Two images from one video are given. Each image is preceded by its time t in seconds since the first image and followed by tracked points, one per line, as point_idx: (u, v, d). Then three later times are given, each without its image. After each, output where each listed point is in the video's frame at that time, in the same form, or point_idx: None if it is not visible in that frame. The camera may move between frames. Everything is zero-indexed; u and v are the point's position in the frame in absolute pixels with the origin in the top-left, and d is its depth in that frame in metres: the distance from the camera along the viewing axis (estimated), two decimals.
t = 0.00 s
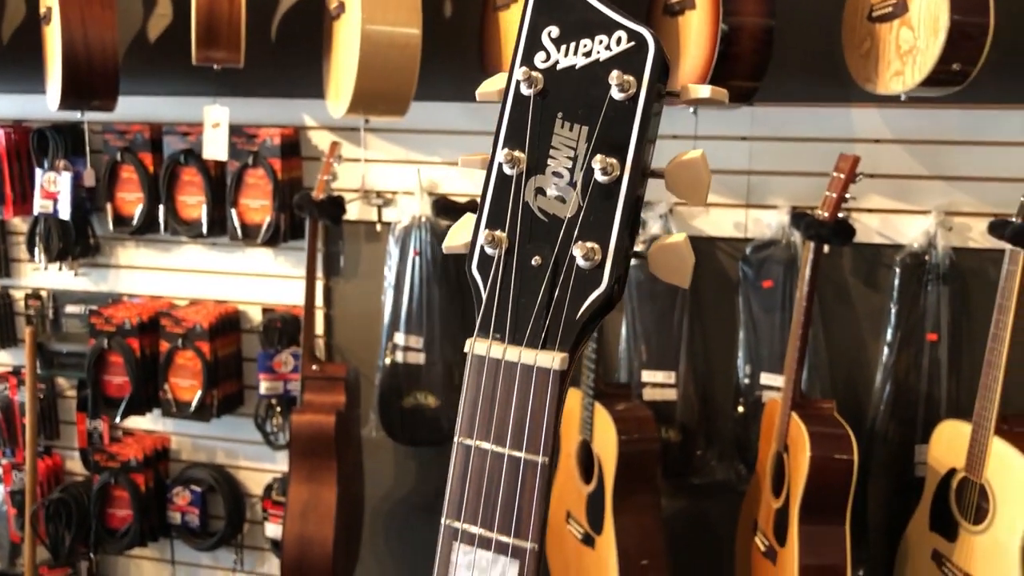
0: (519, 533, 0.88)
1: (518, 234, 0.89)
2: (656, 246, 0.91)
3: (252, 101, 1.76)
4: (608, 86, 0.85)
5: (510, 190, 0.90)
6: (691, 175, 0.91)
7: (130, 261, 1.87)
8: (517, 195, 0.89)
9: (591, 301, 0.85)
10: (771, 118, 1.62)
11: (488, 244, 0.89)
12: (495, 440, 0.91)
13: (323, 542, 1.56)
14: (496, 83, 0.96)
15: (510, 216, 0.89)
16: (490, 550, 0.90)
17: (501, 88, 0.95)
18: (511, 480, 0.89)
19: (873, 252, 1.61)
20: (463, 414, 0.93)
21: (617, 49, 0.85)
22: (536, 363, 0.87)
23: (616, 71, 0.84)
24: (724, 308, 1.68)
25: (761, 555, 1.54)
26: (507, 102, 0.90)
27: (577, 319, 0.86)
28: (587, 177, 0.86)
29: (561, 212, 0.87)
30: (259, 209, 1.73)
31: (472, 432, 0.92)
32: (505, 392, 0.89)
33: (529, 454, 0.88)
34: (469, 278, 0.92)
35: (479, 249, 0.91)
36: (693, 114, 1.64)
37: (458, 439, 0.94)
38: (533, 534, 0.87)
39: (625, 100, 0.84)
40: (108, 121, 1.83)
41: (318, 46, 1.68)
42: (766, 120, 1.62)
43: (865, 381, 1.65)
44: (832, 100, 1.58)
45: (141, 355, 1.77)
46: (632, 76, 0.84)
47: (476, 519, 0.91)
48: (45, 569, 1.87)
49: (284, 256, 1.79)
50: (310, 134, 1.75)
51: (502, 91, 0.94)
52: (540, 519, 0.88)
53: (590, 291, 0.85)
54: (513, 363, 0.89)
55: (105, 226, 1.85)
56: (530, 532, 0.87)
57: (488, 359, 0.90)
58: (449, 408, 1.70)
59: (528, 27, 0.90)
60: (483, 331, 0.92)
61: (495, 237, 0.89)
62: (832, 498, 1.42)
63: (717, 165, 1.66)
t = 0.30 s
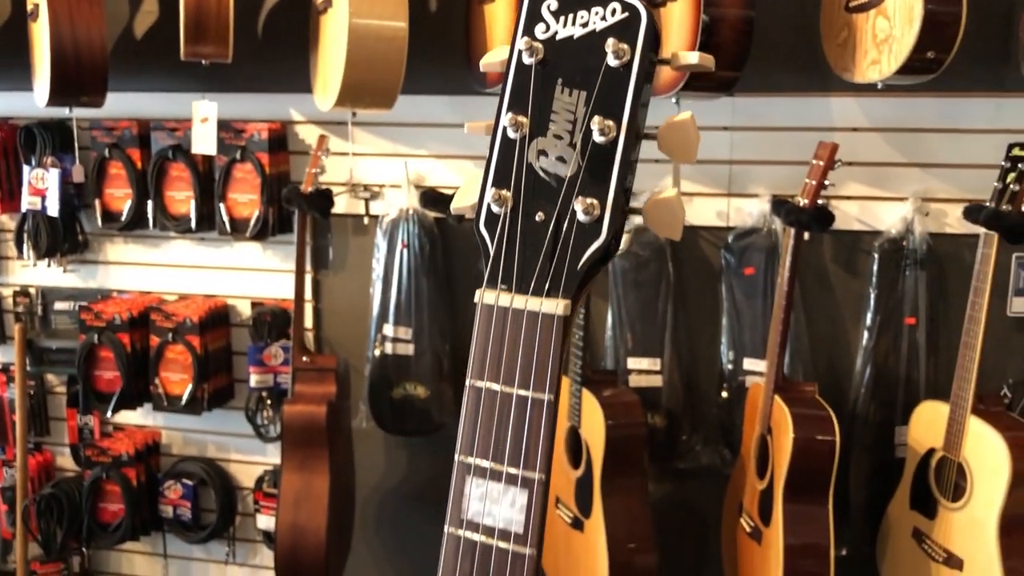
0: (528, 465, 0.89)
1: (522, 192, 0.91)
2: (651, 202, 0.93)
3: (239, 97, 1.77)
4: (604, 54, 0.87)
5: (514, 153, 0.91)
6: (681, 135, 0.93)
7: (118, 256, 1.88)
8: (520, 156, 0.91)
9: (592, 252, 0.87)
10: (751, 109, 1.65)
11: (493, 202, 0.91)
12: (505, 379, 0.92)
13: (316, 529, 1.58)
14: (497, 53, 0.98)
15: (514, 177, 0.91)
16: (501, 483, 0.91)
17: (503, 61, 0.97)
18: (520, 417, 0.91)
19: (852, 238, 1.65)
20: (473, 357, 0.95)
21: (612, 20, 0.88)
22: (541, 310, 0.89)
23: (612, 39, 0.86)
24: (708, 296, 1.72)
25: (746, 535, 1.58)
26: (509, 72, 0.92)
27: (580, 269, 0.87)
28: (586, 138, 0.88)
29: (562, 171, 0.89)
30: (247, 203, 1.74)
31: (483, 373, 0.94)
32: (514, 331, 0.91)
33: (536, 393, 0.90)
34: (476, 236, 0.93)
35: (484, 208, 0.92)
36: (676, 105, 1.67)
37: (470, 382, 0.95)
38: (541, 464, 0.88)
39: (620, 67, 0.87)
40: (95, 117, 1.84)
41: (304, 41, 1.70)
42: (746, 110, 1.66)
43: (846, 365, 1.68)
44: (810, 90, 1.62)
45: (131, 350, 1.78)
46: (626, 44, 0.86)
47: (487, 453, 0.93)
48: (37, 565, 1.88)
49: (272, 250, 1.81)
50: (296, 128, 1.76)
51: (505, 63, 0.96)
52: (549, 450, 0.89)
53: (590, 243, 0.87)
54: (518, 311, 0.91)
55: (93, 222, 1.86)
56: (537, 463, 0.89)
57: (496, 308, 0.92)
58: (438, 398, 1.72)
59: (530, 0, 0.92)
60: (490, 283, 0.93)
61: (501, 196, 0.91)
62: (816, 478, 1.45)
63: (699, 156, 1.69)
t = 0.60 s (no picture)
0: (534, 397, 0.96)
1: (526, 142, 0.96)
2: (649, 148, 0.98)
3: (229, 86, 1.78)
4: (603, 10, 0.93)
5: (518, 106, 0.97)
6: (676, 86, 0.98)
7: (108, 246, 1.88)
8: (525, 108, 0.96)
9: (594, 196, 0.93)
10: (736, 93, 1.68)
11: (500, 151, 0.96)
12: (512, 318, 0.98)
13: (310, 515, 1.60)
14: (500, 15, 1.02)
15: (518, 127, 0.97)
16: (508, 415, 0.98)
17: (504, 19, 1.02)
18: (526, 353, 0.97)
19: (837, 221, 1.68)
20: (483, 297, 1.01)
21: None
22: (546, 252, 0.96)
23: None
24: (695, 280, 1.74)
25: (734, 515, 1.60)
26: (512, 30, 0.97)
27: (582, 211, 0.94)
28: (586, 91, 0.94)
29: (564, 122, 0.94)
30: (238, 191, 1.75)
31: (491, 313, 1.00)
32: (521, 273, 0.97)
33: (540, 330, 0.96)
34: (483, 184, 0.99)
35: (491, 158, 0.98)
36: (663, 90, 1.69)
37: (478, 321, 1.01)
38: (547, 396, 0.96)
39: (618, 24, 0.92)
40: (85, 107, 1.84)
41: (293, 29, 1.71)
42: (732, 95, 1.68)
43: (830, 346, 1.71)
44: (794, 75, 1.64)
45: (123, 338, 1.78)
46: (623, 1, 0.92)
47: (495, 387, 0.99)
48: (30, 554, 1.89)
49: (263, 238, 1.82)
50: (286, 116, 1.78)
51: (507, 21, 1.00)
52: (553, 384, 0.96)
53: (591, 187, 0.93)
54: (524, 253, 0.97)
55: (84, 212, 1.87)
56: (543, 395, 0.96)
57: (504, 251, 0.98)
58: (429, 383, 1.72)
59: None
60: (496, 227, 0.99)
61: (507, 146, 0.96)
62: (802, 456, 1.48)
63: (685, 141, 1.71)
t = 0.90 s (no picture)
0: (542, 332, 0.99)
1: (533, 95, 0.98)
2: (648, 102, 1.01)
3: (224, 70, 1.79)
4: None
5: (525, 60, 0.99)
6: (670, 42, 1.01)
7: (105, 231, 1.89)
8: (532, 62, 0.99)
9: (598, 144, 0.96)
10: (727, 77, 1.70)
11: (508, 103, 0.99)
12: (520, 260, 1.00)
13: (308, 493, 1.62)
14: None
15: (525, 81, 0.99)
16: (517, 351, 1.01)
17: None
18: (534, 291, 1.00)
19: (826, 203, 1.70)
20: (493, 242, 1.03)
21: None
22: (552, 196, 0.98)
23: None
24: (687, 262, 1.76)
25: (726, 492, 1.63)
26: None
27: (586, 158, 0.96)
28: (590, 45, 0.96)
29: (569, 75, 0.97)
30: (234, 175, 1.76)
31: (501, 255, 1.02)
32: (528, 217, 1.00)
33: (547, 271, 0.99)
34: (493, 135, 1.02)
35: (500, 111, 1.00)
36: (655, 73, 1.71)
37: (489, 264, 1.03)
38: (553, 333, 0.98)
39: None
40: (81, 92, 1.85)
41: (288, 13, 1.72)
42: (723, 79, 1.70)
43: (819, 326, 1.74)
44: (783, 59, 1.67)
45: (121, 322, 1.80)
46: None
47: (505, 324, 1.01)
48: (28, 537, 1.90)
49: (259, 223, 1.83)
50: (281, 101, 1.79)
51: None
52: (559, 321, 0.99)
53: (595, 136, 0.95)
54: (531, 199, 0.99)
55: (80, 197, 1.88)
56: (550, 330, 0.98)
57: (512, 198, 1.01)
58: (425, 365, 1.74)
59: None
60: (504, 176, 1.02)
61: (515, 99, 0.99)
62: (792, 432, 1.51)
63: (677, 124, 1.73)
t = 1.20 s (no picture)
0: (547, 271, 0.96)
1: (539, 46, 0.95)
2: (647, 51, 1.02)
3: (225, 51, 1.82)
4: None
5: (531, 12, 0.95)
6: None
7: (105, 211, 1.91)
8: (536, 13, 0.95)
9: (603, 93, 0.93)
10: (722, 59, 1.72)
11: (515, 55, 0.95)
12: (525, 202, 0.97)
13: (308, 468, 1.64)
14: None
15: (530, 32, 0.96)
16: (523, 290, 0.97)
17: None
18: (540, 233, 0.96)
19: (819, 184, 1.72)
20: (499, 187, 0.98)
21: None
22: (556, 143, 0.95)
23: None
24: (682, 242, 1.78)
25: (718, 467, 1.66)
26: None
27: (590, 107, 0.94)
28: None
29: (573, 26, 0.93)
30: (234, 155, 1.78)
31: (509, 198, 0.98)
32: (533, 163, 0.96)
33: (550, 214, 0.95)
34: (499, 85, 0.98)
35: (505, 63, 0.97)
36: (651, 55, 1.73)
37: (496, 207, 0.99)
38: (559, 271, 0.95)
39: None
40: (82, 72, 1.86)
41: None
42: (718, 61, 1.72)
43: (812, 306, 1.77)
44: (778, 41, 1.69)
45: (121, 301, 1.82)
46: None
47: (512, 263, 0.97)
48: (30, 515, 1.92)
49: (259, 203, 1.85)
50: (281, 83, 1.81)
51: None
52: (564, 257, 0.95)
53: (598, 85, 0.93)
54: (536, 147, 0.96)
55: (81, 177, 1.90)
56: (555, 269, 0.95)
57: (518, 144, 0.97)
58: (423, 345, 1.76)
59: None
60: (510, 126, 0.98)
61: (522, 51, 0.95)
62: (784, 409, 1.53)
63: (672, 106, 1.75)
